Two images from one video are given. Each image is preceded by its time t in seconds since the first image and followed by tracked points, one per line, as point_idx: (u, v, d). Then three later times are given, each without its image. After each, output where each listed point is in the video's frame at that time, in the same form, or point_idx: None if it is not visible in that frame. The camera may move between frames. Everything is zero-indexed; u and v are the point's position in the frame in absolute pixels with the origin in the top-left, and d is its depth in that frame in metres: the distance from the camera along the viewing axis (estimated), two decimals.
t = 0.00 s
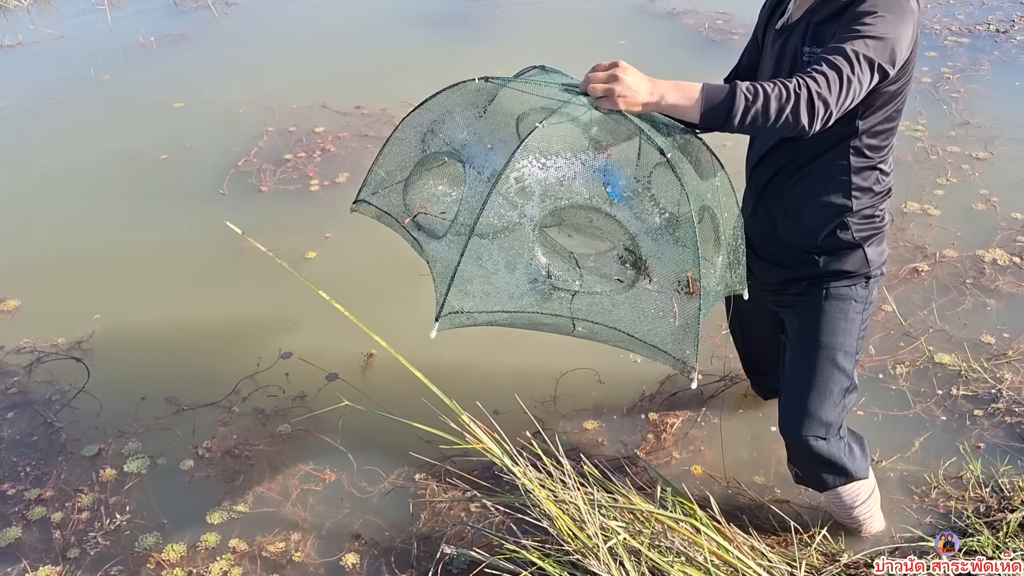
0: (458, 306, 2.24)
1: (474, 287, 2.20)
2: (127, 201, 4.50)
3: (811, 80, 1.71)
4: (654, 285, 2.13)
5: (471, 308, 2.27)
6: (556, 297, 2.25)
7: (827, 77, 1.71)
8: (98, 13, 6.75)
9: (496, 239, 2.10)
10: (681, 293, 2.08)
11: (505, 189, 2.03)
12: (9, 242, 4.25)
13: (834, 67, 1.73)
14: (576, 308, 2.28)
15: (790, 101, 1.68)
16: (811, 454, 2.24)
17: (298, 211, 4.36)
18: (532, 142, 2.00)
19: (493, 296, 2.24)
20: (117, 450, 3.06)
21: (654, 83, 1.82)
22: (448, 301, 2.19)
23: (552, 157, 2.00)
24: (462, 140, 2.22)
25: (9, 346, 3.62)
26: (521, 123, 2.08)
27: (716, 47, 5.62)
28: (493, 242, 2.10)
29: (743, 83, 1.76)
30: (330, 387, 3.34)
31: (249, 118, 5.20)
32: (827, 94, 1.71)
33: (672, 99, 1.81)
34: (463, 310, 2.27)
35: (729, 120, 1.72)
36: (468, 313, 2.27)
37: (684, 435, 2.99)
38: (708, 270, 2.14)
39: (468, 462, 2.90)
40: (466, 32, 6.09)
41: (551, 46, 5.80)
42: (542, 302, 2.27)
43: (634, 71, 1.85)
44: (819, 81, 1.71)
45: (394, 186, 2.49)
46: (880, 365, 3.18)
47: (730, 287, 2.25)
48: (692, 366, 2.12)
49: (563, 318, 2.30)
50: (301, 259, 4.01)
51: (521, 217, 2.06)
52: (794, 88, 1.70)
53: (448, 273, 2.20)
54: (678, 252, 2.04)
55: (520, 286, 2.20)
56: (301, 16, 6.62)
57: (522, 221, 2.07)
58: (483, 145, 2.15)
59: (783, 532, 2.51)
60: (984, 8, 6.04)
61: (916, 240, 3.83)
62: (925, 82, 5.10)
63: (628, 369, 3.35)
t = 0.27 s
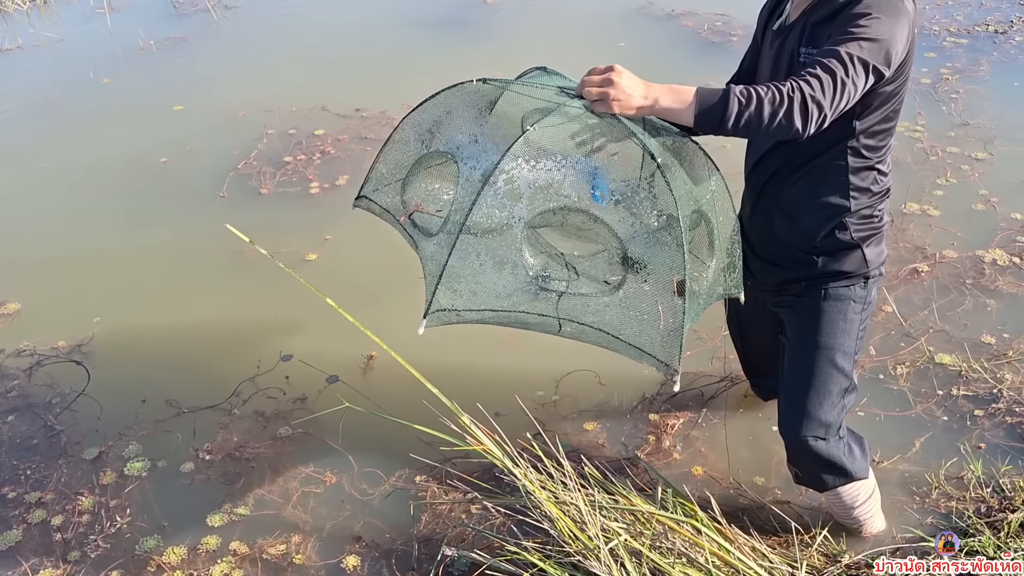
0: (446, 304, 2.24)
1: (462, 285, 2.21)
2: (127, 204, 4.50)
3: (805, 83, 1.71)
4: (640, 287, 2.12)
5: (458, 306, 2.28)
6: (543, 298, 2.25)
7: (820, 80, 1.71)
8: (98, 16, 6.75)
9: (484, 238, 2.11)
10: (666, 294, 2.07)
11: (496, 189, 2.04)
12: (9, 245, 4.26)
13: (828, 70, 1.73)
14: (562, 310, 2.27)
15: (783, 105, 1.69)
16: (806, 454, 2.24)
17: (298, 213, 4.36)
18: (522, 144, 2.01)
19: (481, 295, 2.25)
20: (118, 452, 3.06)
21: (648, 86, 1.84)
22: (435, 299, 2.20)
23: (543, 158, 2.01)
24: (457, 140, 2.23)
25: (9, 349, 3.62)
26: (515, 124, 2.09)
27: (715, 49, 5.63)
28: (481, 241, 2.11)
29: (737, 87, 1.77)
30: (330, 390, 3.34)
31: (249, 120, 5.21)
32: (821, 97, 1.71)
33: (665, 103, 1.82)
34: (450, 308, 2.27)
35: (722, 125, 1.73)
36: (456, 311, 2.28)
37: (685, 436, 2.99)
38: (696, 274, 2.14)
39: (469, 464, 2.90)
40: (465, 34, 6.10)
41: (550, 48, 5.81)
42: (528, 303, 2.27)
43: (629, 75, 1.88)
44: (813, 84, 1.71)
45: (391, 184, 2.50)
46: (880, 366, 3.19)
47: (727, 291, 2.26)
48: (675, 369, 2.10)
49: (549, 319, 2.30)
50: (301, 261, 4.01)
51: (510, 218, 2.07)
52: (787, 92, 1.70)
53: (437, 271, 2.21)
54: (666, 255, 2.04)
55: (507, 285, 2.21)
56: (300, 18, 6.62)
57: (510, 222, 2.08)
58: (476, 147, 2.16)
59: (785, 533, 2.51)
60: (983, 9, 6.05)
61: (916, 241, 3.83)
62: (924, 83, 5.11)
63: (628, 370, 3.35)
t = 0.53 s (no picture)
0: (445, 304, 2.25)
1: (461, 286, 2.22)
2: (127, 207, 4.50)
3: (801, 85, 1.71)
4: (638, 287, 2.12)
5: (458, 307, 2.29)
6: (541, 298, 2.25)
7: (816, 82, 1.71)
8: (97, 20, 6.76)
9: (482, 240, 2.11)
10: (663, 294, 2.07)
11: (494, 191, 2.04)
12: (9, 248, 4.26)
13: (824, 72, 1.73)
14: (561, 310, 2.28)
15: (779, 107, 1.69)
16: (805, 454, 2.24)
17: (298, 216, 4.37)
18: (520, 147, 2.02)
19: (480, 296, 2.26)
20: (118, 455, 3.05)
21: (646, 89, 1.83)
22: (435, 299, 2.21)
23: (540, 160, 2.02)
24: (456, 142, 2.24)
25: (9, 352, 3.62)
26: (513, 126, 2.10)
27: (714, 51, 5.63)
28: (479, 243, 2.12)
29: (733, 88, 1.77)
30: (330, 392, 3.34)
31: (249, 124, 5.21)
32: (817, 99, 1.71)
33: (661, 105, 1.81)
34: (449, 309, 2.28)
35: (718, 126, 1.73)
36: (455, 312, 2.29)
37: (685, 438, 2.99)
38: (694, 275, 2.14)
39: (470, 466, 2.90)
40: (465, 37, 6.11)
41: (550, 50, 5.82)
42: (527, 303, 2.27)
43: (627, 77, 1.87)
44: (809, 86, 1.71)
45: (391, 187, 2.51)
46: (880, 367, 3.19)
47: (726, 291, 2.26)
48: (674, 367, 2.07)
49: (548, 319, 2.30)
50: (301, 264, 4.01)
51: (508, 219, 2.08)
52: (783, 93, 1.70)
53: (436, 272, 2.22)
54: (663, 255, 2.03)
55: (506, 286, 2.22)
56: (299, 21, 6.63)
57: (508, 224, 2.09)
58: (474, 148, 2.16)
59: (785, 534, 2.51)
60: (981, 10, 6.06)
61: (916, 242, 3.83)
62: (923, 85, 5.12)
63: (628, 372, 3.36)
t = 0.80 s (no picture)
0: (445, 307, 2.25)
1: (461, 288, 2.22)
2: (127, 210, 4.50)
3: (800, 87, 1.71)
4: (637, 289, 2.12)
5: (458, 309, 2.28)
6: (541, 301, 2.25)
7: (815, 84, 1.72)
8: (98, 23, 6.77)
9: (482, 242, 2.11)
10: (662, 296, 2.07)
11: (493, 193, 2.04)
12: (9, 252, 4.26)
13: (822, 73, 1.73)
14: (561, 312, 2.27)
15: (778, 109, 1.69)
16: (805, 456, 2.24)
17: (298, 219, 4.37)
18: (520, 149, 2.02)
19: (480, 298, 2.26)
20: (119, 458, 3.05)
21: (645, 91, 1.83)
22: (435, 302, 2.21)
23: (539, 162, 2.02)
24: (456, 145, 2.23)
25: (10, 356, 3.62)
26: (513, 129, 2.10)
27: (714, 53, 5.64)
28: (479, 245, 2.12)
29: (732, 90, 1.77)
30: (330, 395, 3.33)
31: (249, 127, 5.22)
32: (815, 101, 1.71)
33: (660, 107, 1.81)
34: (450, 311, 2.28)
35: (717, 128, 1.74)
36: (455, 314, 2.29)
37: (686, 440, 2.99)
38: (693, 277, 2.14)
39: (470, 468, 2.90)
40: (465, 39, 6.11)
41: (550, 53, 5.82)
42: (527, 306, 2.27)
43: (626, 79, 1.86)
44: (807, 88, 1.71)
45: (392, 189, 2.50)
46: (881, 369, 3.19)
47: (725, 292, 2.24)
48: (673, 369, 2.08)
49: (547, 321, 2.30)
50: (302, 266, 4.02)
51: (508, 221, 2.08)
52: (782, 95, 1.70)
53: (436, 274, 2.22)
54: (663, 257, 2.03)
55: (507, 288, 2.22)
56: (299, 24, 6.63)
57: (509, 226, 2.08)
58: (475, 151, 2.16)
59: (787, 536, 2.51)
60: (981, 12, 6.07)
61: (916, 243, 3.83)
62: (922, 86, 5.12)
63: (628, 374, 3.35)
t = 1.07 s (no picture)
0: (446, 307, 2.25)
1: (461, 289, 2.22)
2: (127, 213, 4.51)
3: (801, 89, 1.71)
4: (638, 291, 2.12)
5: (459, 309, 2.28)
6: (542, 301, 2.25)
7: (816, 86, 1.72)
8: (97, 26, 6.78)
9: (483, 243, 2.11)
10: (663, 298, 2.07)
11: (494, 195, 2.04)
12: (9, 255, 4.26)
13: (823, 75, 1.73)
14: (562, 313, 2.27)
15: (779, 111, 1.69)
16: (806, 458, 2.24)
17: (298, 221, 4.37)
18: (522, 151, 2.02)
19: (480, 298, 2.26)
20: (119, 462, 3.05)
21: (647, 94, 1.84)
22: (435, 302, 2.21)
23: (540, 164, 2.02)
24: (458, 147, 2.24)
25: (10, 358, 3.62)
26: (514, 131, 2.10)
27: (714, 55, 5.64)
28: (480, 246, 2.12)
29: (733, 93, 1.77)
30: (331, 398, 3.33)
31: (249, 129, 5.22)
32: (816, 103, 1.71)
33: (662, 110, 1.82)
34: (450, 311, 2.28)
35: (718, 131, 1.73)
36: (455, 314, 2.29)
37: (687, 442, 2.99)
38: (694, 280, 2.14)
39: (471, 471, 2.90)
40: (465, 42, 6.11)
41: (549, 55, 5.82)
42: (528, 306, 2.27)
43: (627, 82, 1.87)
44: (808, 90, 1.71)
45: (394, 191, 2.51)
46: (881, 371, 3.19)
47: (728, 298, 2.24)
48: (674, 372, 2.08)
49: (547, 322, 2.31)
50: (302, 269, 4.02)
51: (509, 222, 2.08)
52: (784, 97, 1.70)
53: (436, 275, 2.22)
54: (664, 260, 2.03)
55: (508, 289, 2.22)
56: (299, 27, 6.64)
57: (509, 227, 2.09)
58: (477, 152, 2.16)
59: (788, 538, 2.51)
60: (980, 14, 6.07)
61: (917, 245, 3.83)
62: (922, 88, 5.12)
63: (628, 376, 3.35)
